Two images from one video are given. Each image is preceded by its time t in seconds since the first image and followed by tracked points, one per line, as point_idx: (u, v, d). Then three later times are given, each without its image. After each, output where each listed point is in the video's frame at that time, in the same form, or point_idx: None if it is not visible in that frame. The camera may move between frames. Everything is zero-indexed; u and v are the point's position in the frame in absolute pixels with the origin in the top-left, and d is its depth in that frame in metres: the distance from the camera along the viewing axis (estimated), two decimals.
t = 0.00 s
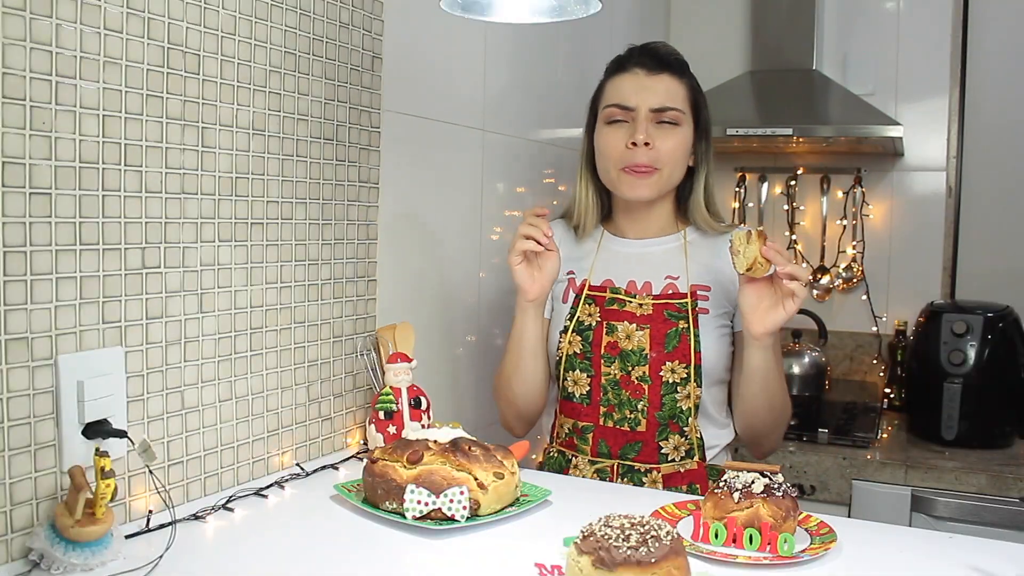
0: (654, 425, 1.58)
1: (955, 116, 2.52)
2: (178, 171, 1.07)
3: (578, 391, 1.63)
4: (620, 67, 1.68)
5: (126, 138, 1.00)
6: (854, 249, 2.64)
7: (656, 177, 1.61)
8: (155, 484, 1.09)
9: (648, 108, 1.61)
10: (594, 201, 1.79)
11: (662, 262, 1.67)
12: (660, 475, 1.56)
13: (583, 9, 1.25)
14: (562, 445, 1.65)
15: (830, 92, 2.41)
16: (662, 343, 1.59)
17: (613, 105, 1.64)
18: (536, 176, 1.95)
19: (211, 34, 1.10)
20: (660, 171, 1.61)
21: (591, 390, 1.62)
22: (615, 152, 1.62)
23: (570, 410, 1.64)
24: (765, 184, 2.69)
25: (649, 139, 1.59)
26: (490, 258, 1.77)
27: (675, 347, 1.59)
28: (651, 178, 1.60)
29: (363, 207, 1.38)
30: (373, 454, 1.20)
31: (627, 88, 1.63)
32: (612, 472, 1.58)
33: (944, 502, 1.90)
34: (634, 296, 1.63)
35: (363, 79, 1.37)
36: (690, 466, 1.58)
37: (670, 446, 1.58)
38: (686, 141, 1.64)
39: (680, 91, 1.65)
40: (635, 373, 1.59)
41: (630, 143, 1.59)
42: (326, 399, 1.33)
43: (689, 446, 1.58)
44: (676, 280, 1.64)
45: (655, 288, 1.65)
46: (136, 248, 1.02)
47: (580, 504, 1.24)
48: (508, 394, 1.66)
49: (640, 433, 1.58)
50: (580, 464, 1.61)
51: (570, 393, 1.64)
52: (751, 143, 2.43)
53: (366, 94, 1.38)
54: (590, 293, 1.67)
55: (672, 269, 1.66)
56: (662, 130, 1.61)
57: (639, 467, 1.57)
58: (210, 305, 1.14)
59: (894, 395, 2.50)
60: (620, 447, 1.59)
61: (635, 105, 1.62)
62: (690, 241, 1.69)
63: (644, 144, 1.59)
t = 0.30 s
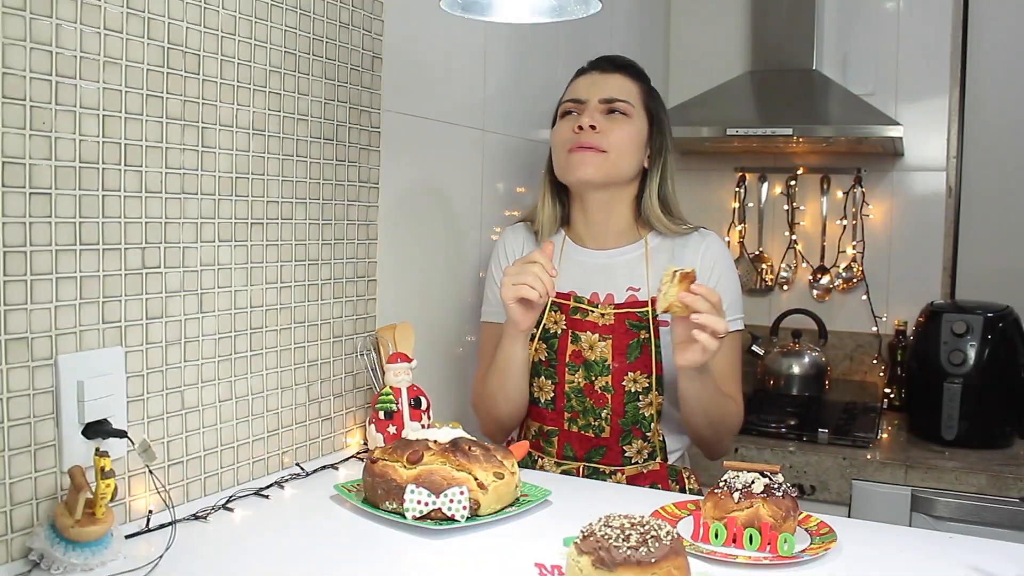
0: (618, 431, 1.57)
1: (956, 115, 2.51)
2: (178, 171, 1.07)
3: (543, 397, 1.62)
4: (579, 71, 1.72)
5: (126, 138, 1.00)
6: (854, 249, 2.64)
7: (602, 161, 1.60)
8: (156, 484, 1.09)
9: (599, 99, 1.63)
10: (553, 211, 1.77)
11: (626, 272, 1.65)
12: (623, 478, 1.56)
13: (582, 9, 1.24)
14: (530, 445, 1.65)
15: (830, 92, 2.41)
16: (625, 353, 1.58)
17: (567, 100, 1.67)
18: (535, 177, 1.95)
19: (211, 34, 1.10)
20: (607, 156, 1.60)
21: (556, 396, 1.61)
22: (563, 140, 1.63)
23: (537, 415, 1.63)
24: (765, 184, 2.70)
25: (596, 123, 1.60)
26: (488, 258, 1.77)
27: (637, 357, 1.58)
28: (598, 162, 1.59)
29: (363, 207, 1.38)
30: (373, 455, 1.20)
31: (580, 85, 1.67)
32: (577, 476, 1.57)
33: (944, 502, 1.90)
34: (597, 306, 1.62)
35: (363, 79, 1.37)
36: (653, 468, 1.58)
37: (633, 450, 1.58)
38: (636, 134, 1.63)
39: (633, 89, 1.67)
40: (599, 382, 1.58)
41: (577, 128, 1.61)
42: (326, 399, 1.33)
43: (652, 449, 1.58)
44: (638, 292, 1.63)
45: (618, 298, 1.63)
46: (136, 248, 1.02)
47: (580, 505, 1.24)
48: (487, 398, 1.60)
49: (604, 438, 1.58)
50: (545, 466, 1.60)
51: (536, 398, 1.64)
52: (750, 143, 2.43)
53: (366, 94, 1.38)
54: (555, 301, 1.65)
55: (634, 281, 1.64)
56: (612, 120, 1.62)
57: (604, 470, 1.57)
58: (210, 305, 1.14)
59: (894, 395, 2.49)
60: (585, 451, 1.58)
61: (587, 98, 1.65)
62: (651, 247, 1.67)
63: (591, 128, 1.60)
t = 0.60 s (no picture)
0: (597, 416, 1.57)
1: (956, 114, 2.52)
2: (179, 171, 1.07)
3: (524, 378, 1.62)
4: (558, 72, 1.68)
5: (125, 138, 1.00)
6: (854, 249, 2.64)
7: (582, 172, 1.59)
8: (155, 484, 1.09)
9: (575, 107, 1.60)
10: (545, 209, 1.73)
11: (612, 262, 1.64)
12: (601, 464, 1.55)
13: (582, 9, 1.24)
14: (508, 431, 1.64)
15: (830, 91, 2.41)
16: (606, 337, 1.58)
17: (546, 108, 1.64)
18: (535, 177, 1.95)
19: (211, 33, 1.10)
20: (586, 167, 1.59)
21: (537, 378, 1.61)
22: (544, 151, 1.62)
23: (517, 398, 1.63)
24: (765, 184, 2.70)
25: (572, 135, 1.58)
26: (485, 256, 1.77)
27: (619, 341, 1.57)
28: (578, 174, 1.59)
29: (363, 207, 1.38)
30: (373, 455, 1.20)
31: (557, 91, 1.63)
32: (554, 460, 1.56)
33: (945, 501, 1.90)
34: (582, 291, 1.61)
35: (364, 79, 1.37)
36: (630, 456, 1.57)
37: (611, 436, 1.57)
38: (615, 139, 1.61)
39: (611, 92, 1.63)
40: (580, 365, 1.58)
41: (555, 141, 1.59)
42: (326, 399, 1.33)
43: (630, 436, 1.58)
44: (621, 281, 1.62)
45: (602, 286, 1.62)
46: (134, 248, 1.02)
47: (581, 505, 1.24)
48: (469, 390, 1.57)
49: (583, 423, 1.57)
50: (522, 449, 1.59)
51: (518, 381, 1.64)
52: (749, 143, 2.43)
53: (366, 95, 1.38)
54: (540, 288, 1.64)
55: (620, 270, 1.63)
56: (589, 128, 1.59)
57: (581, 455, 1.56)
58: (210, 305, 1.14)
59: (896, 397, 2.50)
60: (563, 436, 1.58)
61: (562, 106, 1.61)
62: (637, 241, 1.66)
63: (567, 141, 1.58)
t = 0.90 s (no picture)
0: (572, 429, 1.42)
1: (977, 95, 2.36)
2: (98, 156, 0.93)
3: (492, 389, 1.47)
4: (524, 60, 1.43)
5: (14, 116, 0.85)
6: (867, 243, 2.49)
7: (570, 190, 1.41)
8: (73, 511, 0.94)
9: (553, 115, 1.38)
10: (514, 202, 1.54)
11: (591, 256, 1.47)
12: (576, 485, 1.39)
13: None
14: (475, 449, 1.49)
15: (840, 65, 2.25)
16: (583, 342, 1.41)
17: (517, 112, 1.41)
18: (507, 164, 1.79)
19: None
20: (574, 183, 1.41)
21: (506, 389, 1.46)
22: (523, 166, 1.42)
23: (485, 411, 1.48)
24: (766, 169, 2.54)
25: (557, 153, 1.38)
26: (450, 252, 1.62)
27: (597, 346, 1.41)
28: (567, 193, 1.41)
29: (312, 195, 1.24)
30: (322, 478, 1.04)
31: (528, 94, 1.40)
32: (525, 481, 1.42)
33: (970, 532, 1.76)
34: (559, 291, 1.46)
35: (310, 50, 1.22)
36: (611, 477, 1.41)
37: (588, 453, 1.41)
38: (601, 144, 1.41)
39: (593, 90, 1.41)
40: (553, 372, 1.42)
41: (536, 160, 1.39)
42: (267, 414, 1.18)
43: (610, 455, 1.41)
44: (604, 276, 1.45)
45: (582, 284, 1.45)
46: (26, 244, 0.87)
47: (554, 535, 1.09)
48: (430, 409, 1.45)
49: (556, 438, 1.42)
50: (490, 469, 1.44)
51: (486, 392, 1.49)
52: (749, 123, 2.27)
53: (313, 68, 1.23)
54: (512, 286, 1.49)
55: (600, 264, 1.46)
56: (571, 139, 1.39)
57: (555, 475, 1.41)
58: (135, 308, 0.99)
59: (912, 410, 2.35)
60: (535, 453, 1.43)
61: (538, 113, 1.39)
62: (620, 235, 1.48)
63: (551, 160, 1.38)
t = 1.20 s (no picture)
0: (592, 434, 1.41)
1: (977, 95, 2.36)
2: (98, 155, 0.93)
3: (509, 395, 1.46)
4: (538, 52, 1.44)
5: (14, 116, 0.85)
6: (866, 243, 2.49)
7: (581, 182, 1.41)
8: (73, 511, 0.94)
9: (565, 106, 1.39)
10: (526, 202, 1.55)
11: (606, 256, 1.47)
12: (599, 492, 1.39)
13: None
14: (494, 457, 1.48)
15: (840, 65, 2.25)
16: (601, 342, 1.41)
17: (529, 104, 1.42)
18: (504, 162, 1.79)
19: None
20: (585, 175, 1.40)
21: (524, 395, 1.45)
22: (533, 157, 1.42)
23: (502, 418, 1.47)
24: (766, 169, 2.54)
25: (567, 145, 1.38)
26: (451, 252, 1.62)
27: (615, 346, 1.40)
28: (577, 184, 1.41)
29: (312, 196, 1.24)
30: (321, 478, 1.04)
31: (541, 85, 1.40)
32: (546, 488, 1.41)
33: (970, 532, 1.76)
34: (575, 292, 1.45)
35: (310, 50, 1.22)
36: (634, 483, 1.40)
37: (610, 458, 1.41)
38: (613, 137, 1.41)
39: (606, 82, 1.41)
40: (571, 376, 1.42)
41: (546, 150, 1.39)
42: (267, 414, 1.18)
43: (633, 459, 1.41)
44: (621, 273, 1.45)
45: (598, 283, 1.45)
46: (26, 243, 0.87)
47: (554, 535, 1.09)
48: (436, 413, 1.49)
49: (577, 443, 1.42)
50: (510, 478, 1.44)
51: (502, 399, 1.48)
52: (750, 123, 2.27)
53: (313, 68, 1.23)
54: (527, 288, 1.49)
55: (616, 261, 1.46)
56: (583, 131, 1.39)
57: (577, 482, 1.40)
58: (135, 308, 0.99)
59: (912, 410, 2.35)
60: (556, 460, 1.42)
61: (550, 105, 1.39)
62: (635, 233, 1.48)
63: (561, 151, 1.38)
